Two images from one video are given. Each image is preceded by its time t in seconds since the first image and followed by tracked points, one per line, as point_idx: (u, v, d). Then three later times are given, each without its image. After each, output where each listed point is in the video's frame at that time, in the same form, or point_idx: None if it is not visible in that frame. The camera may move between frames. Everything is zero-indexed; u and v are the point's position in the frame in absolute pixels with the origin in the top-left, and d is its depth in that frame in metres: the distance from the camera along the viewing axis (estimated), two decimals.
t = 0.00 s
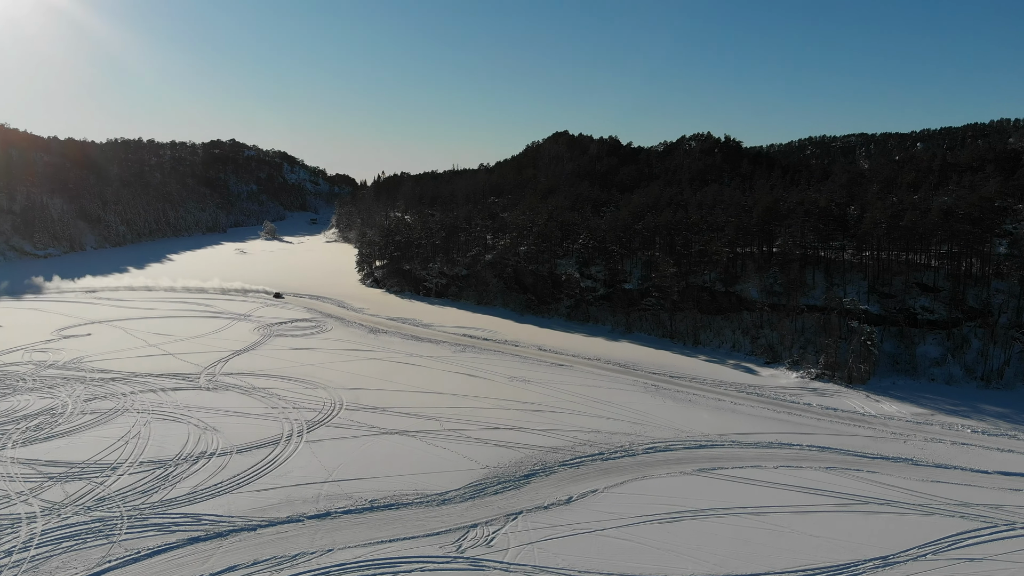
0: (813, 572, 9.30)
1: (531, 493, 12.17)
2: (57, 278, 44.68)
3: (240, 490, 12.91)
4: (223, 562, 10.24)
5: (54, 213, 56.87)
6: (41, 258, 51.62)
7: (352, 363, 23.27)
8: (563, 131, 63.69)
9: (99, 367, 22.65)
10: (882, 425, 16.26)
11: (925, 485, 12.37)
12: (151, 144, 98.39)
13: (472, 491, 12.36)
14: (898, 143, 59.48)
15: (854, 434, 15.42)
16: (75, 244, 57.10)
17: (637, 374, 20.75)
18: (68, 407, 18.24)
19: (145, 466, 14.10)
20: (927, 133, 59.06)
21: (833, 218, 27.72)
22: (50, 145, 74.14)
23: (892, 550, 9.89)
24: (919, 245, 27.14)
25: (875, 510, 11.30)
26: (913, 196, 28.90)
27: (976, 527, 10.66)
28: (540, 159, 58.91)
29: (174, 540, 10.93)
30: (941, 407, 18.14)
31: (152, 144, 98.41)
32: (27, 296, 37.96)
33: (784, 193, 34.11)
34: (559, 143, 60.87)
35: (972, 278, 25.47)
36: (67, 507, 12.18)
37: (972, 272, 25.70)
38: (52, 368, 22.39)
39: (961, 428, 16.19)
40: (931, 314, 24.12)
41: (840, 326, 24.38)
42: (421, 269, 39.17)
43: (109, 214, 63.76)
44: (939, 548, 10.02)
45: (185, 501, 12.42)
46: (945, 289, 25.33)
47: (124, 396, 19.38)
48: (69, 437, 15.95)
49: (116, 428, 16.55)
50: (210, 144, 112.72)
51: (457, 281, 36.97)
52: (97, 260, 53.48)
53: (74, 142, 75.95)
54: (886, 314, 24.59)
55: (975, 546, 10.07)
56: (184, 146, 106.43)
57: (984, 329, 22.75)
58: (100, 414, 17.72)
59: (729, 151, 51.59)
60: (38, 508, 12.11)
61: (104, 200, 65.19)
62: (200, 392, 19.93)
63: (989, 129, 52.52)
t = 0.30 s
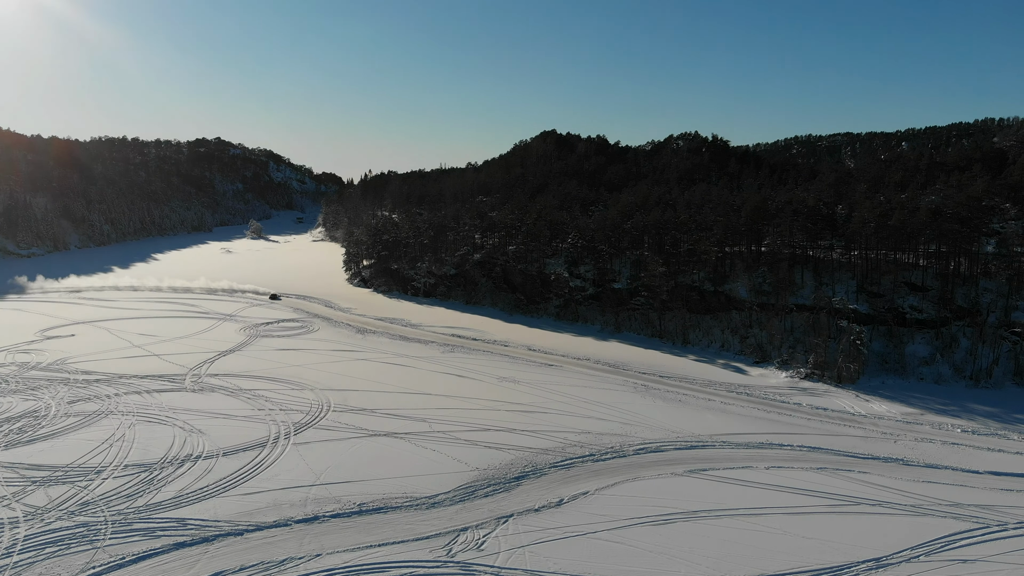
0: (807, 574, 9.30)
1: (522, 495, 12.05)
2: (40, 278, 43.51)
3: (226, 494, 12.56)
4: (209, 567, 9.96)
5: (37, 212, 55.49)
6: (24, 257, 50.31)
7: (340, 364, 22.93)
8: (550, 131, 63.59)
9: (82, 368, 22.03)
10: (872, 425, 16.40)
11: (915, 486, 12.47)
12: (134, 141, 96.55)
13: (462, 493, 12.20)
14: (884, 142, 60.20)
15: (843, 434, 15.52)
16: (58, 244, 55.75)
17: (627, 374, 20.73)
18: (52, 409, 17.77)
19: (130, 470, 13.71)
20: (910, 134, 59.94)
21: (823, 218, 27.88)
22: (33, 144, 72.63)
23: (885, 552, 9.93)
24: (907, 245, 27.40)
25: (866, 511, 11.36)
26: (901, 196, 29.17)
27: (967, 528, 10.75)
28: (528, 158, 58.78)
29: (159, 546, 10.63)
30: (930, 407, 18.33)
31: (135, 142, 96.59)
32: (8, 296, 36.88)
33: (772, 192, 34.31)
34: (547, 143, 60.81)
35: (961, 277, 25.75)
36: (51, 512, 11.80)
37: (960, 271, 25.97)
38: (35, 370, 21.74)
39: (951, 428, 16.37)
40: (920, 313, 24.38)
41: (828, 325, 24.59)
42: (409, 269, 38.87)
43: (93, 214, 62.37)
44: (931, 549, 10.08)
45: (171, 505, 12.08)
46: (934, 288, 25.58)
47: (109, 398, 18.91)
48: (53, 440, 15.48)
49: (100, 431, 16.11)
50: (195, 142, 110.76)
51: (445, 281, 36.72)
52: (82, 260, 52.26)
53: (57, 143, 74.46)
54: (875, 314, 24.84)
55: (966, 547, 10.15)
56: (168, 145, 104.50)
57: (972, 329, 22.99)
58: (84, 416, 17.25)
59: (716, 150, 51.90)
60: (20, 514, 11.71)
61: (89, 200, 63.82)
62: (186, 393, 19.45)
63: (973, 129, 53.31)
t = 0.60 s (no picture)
0: None
1: (518, 497, 12.00)
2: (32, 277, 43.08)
3: (220, 497, 12.43)
4: (204, 571, 9.86)
5: (29, 211, 55.00)
6: (15, 256, 49.78)
7: (334, 364, 22.80)
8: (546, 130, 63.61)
9: (74, 369, 21.78)
10: (869, 425, 16.46)
11: (912, 487, 12.52)
12: (127, 140, 95.81)
13: (458, 495, 12.14)
14: (878, 142, 60.53)
15: (839, 435, 15.57)
16: (51, 243, 55.22)
17: (623, 374, 20.72)
18: (44, 410, 17.55)
19: (123, 471, 13.54)
20: (905, 134, 60.27)
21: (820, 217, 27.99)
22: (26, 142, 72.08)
23: (882, 553, 9.96)
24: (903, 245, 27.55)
25: (862, 512, 11.40)
26: (896, 196, 29.34)
27: (965, 529, 10.78)
28: (524, 157, 58.81)
29: (153, 549, 10.50)
30: (927, 407, 18.42)
31: (128, 140, 95.87)
32: None
33: (768, 191, 34.46)
34: (542, 142, 60.85)
35: (957, 277, 25.94)
36: (42, 515, 11.64)
37: (956, 271, 26.14)
38: (27, 371, 21.48)
39: (948, 428, 16.45)
40: (916, 313, 24.53)
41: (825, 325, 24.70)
42: (404, 269, 38.75)
43: (86, 213, 61.80)
44: (928, 550, 10.11)
45: (164, 507, 11.94)
46: (930, 288, 25.75)
47: (102, 399, 18.70)
48: (45, 441, 15.27)
49: (93, 432, 15.91)
50: (189, 142, 110.00)
51: (440, 280, 36.66)
52: (75, 259, 51.76)
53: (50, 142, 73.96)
54: (871, 314, 24.98)
55: (964, 549, 10.18)
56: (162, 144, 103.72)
57: (969, 328, 23.14)
58: (77, 417, 17.05)
59: (712, 150, 52.11)
60: (11, 517, 11.54)
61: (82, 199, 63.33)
62: (180, 394, 19.27)
63: (966, 130, 53.67)
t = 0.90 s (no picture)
0: None
1: (507, 497, 11.86)
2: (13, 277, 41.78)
3: (204, 499, 12.09)
4: None
5: (11, 210, 53.43)
6: None
7: (320, 364, 22.43)
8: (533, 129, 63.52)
9: (53, 370, 21.09)
10: (856, 424, 16.62)
11: (899, 485, 12.65)
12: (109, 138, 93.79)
13: (446, 496, 11.97)
14: (862, 142, 61.41)
15: (826, 433, 15.70)
16: (34, 242, 53.63)
17: (611, 373, 20.69)
18: (25, 412, 16.95)
19: (107, 474, 13.11)
20: (889, 134, 61.23)
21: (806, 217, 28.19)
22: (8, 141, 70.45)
23: (871, 552, 10.02)
24: (889, 244, 27.84)
25: (850, 510, 11.47)
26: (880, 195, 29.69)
27: (952, 528, 10.90)
28: (511, 156, 58.68)
29: (137, 552, 10.19)
30: (914, 406, 18.69)
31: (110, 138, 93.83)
32: None
33: (754, 191, 34.68)
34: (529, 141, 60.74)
35: (943, 276, 26.34)
36: (22, 519, 11.21)
37: (942, 270, 26.52)
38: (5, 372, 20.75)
39: (934, 426, 16.70)
40: (902, 312, 24.83)
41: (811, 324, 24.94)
42: (391, 268, 38.36)
43: (69, 210, 60.01)
44: (916, 548, 10.20)
45: (148, 510, 11.58)
46: (915, 288, 26.09)
47: (85, 400, 18.13)
48: (26, 445, 14.69)
49: (75, 434, 15.41)
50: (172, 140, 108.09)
51: (427, 280, 36.36)
52: (57, 258, 50.29)
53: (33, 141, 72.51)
54: (857, 313, 25.26)
55: (951, 547, 10.29)
56: (146, 142, 101.48)
57: (954, 327, 23.52)
58: (58, 419, 16.50)
59: (698, 149, 52.43)
60: None
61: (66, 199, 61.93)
62: (163, 395, 18.78)
63: (950, 130, 54.71)
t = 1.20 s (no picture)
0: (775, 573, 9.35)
1: (488, 497, 11.69)
2: None
3: (182, 500, 11.64)
4: None
5: None
6: None
7: (297, 364, 21.90)
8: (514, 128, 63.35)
9: (22, 371, 20.16)
10: (833, 421, 16.91)
11: (878, 482, 12.88)
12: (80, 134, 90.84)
13: (426, 496, 11.74)
14: (838, 142, 62.65)
15: (804, 431, 15.92)
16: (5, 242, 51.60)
17: (591, 372, 20.66)
18: None
19: (83, 476, 12.54)
20: (865, 134, 62.56)
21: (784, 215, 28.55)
22: None
23: (851, 548, 10.15)
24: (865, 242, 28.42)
25: (830, 507, 11.61)
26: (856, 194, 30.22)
27: (929, 524, 11.11)
28: (491, 155, 58.45)
29: (112, 556, 9.79)
30: (891, 402, 19.13)
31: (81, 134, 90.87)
32: None
33: (733, 190, 35.08)
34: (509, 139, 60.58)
35: (919, 274, 27.03)
36: None
37: (918, 269, 27.18)
38: None
39: (910, 423, 17.10)
40: (879, 309, 25.29)
41: (788, 322, 25.29)
42: (370, 267, 37.74)
43: (43, 211, 58.09)
44: (895, 545, 10.36)
45: (124, 512, 11.12)
46: (892, 286, 26.74)
47: (59, 401, 17.34)
48: None
49: (49, 436, 14.73)
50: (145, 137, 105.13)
51: (407, 279, 35.85)
52: (29, 258, 48.33)
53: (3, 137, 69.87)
54: (835, 311, 25.71)
55: (929, 543, 10.48)
56: (120, 139, 98.33)
57: (930, 324, 24.15)
58: (32, 421, 15.76)
59: (676, 148, 52.88)
60: None
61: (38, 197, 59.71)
62: (138, 396, 18.11)
63: (925, 130, 56.16)
